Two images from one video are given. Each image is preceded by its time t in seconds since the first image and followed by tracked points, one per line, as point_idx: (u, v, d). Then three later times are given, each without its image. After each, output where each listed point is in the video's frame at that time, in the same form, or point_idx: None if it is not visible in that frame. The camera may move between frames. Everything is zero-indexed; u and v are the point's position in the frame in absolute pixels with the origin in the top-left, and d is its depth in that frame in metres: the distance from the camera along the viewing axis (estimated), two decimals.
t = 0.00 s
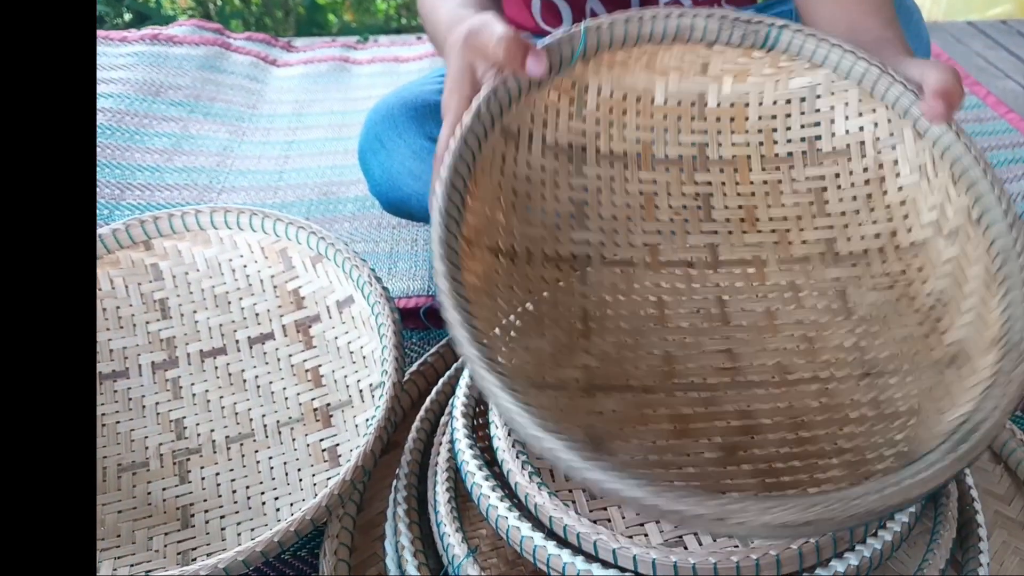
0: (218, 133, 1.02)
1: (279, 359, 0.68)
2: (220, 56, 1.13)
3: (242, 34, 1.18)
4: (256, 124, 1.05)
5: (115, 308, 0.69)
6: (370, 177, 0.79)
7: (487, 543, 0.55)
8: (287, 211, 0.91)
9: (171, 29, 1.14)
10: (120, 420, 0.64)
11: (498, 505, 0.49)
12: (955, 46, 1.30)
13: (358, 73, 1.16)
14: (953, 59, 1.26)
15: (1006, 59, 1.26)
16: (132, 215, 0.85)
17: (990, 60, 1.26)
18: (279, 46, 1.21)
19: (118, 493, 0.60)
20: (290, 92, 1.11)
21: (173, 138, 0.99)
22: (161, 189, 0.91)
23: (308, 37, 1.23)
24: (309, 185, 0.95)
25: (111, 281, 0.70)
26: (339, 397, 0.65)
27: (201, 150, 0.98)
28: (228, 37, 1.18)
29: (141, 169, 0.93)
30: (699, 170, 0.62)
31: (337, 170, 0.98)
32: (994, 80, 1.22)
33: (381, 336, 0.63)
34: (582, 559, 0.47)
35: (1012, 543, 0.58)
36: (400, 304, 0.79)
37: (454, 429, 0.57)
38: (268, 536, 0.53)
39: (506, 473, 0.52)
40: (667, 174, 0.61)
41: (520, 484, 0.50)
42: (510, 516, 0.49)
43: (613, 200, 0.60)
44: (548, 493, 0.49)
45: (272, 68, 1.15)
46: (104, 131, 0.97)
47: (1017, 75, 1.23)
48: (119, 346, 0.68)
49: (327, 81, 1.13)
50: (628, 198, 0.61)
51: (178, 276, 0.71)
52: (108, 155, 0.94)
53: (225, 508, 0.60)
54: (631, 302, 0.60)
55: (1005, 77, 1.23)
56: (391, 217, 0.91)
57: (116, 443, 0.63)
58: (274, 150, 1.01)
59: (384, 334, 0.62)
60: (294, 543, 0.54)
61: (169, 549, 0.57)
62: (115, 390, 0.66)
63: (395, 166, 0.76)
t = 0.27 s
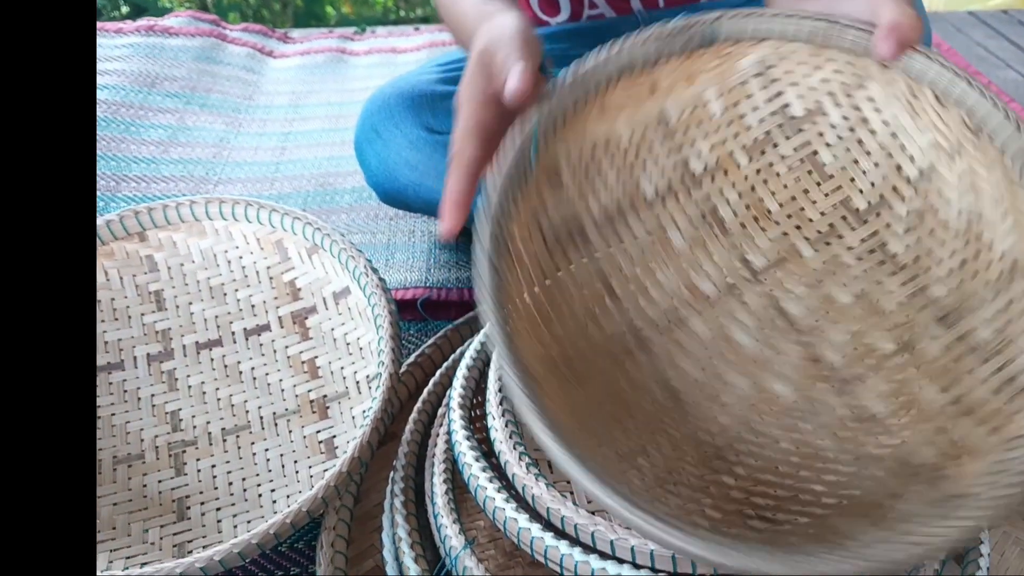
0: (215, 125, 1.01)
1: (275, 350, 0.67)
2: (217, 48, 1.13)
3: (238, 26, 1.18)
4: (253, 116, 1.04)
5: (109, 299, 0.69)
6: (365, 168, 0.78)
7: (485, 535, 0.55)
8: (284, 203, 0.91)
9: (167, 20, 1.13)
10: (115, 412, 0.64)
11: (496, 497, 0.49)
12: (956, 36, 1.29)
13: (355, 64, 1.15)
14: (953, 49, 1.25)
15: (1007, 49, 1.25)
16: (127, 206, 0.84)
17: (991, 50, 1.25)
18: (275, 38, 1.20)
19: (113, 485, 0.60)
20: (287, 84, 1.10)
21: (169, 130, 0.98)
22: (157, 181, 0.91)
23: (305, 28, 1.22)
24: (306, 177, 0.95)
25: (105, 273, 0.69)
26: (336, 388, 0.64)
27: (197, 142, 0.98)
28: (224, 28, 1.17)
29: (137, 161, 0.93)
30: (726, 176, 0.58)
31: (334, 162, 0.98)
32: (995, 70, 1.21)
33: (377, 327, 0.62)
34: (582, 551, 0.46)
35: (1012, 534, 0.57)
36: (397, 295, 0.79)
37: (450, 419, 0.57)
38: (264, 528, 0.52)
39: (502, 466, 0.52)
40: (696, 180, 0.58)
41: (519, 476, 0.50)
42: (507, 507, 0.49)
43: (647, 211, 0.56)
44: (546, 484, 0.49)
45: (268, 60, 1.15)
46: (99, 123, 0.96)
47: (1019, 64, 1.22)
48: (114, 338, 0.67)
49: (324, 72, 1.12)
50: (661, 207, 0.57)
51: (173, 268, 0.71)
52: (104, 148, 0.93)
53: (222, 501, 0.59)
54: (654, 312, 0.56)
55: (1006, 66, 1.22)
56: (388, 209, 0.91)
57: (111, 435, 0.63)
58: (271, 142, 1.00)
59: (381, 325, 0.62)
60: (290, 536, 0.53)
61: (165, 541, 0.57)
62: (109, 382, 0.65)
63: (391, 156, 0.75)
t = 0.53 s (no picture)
0: (212, 119, 1.00)
1: (272, 345, 0.67)
2: (213, 42, 1.12)
3: (235, 20, 1.17)
4: (250, 110, 1.04)
5: (106, 294, 0.69)
6: (362, 158, 0.78)
7: (484, 530, 0.54)
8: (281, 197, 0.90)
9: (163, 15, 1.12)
10: (112, 408, 0.64)
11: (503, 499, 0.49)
12: (957, 28, 1.28)
13: (353, 57, 1.14)
14: (954, 42, 1.25)
15: (1009, 41, 1.25)
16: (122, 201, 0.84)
17: (992, 42, 1.25)
18: (272, 32, 1.20)
19: (110, 481, 0.59)
20: (284, 77, 1.10)
21: (166, 124, 0.98)
22: (154, 176, 0.90)
23: (303, 22, 1.22)
24: (303, 171, 0.95)
25: (101, 268, 0.69)
26: (333, 383, 0.64)
27: (194, 136, 0.97)
28: (221, 22, 1.17)
29: (134, 156, 0.92)
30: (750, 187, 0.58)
31: (332, 156, 0.97)
32: (996, 63, 1.20)
33: (375, 322, 0.62)
34: (593, 551, 0.46)
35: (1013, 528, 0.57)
36: (396, 290, 0.78)
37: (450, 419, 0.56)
38: (261, 524, 0.52)
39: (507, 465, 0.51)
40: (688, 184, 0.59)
41: (526, 476, 0.49)
42: (515, 509, 0.48)
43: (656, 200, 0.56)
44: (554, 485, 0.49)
45: (266, 54, 1.14)
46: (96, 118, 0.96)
47: (1019, 57, 1.21)
48: (110, 334, 0.67)
49: (322, 67, 1.12)
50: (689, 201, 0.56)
51: (169, 262, 0.70)
52: (100, 143, 0.93)
53: (219, 496, 0.59)
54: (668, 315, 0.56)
55: (1007, 58, 1.21)
56: (386, 203, 0.90)
57: (108, 431, 0.62)
58: (268, 136, 1.00)
59: (378, 319, 0.61)
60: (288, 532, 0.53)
61: (162, 537, 0.57)
62: (106, 378, 0.65)
63: (388, 147, 0.75)
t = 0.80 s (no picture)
0: (209, 114, 1.00)
1: (269, 340, 0.66)
2: (210, 36, 1.12)
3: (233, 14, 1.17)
4: (247, 104, 1.03)
5: (101, 289, 0.68)
6: (361, 151, 0.78)
7: (481, 525, 0.54)
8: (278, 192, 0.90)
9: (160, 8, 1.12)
10: (108, 403, 0.63)
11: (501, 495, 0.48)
12: (957, 21, 1.28)
13: (351, 51, 1.14)
14: (954, 35, 1.24)
15: (1010, 34, 1.24)
16: (119, 194, 0.83)
17: (992, 35, 1.24)
18: (270, 25, 1.19)
19: (106, 477, 0.59)
20: (282, 71, 1.09)
21: (162, 119, 0.97)
22: (151, 170, 0.90)
23: (301, 15, 1.21)
24: (300, 165, 0.94)
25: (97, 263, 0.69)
26: (330, 378, 0.64)
27: (190, 131, 0.97)
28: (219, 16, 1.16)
29: (130, 150, 0.92)
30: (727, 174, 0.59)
31: (329, 150, 0.97)
32: (996, 56, 1.20)
33: (371, 316, 0.61)
34: (592, 547, 0.46)
35: (1015, 523, 0.57)
36: (391, 285, 0.78)
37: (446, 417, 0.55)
38: (258, 519, 0.52)
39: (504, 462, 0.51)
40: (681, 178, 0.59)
41: (523, 472, 0.49)
42: (512, 505, 0.48)
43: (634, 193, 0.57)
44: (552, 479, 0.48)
45: (263, 48, 1.13)
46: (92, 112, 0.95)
47: (1020, 50, 1.21)
48: (106, 329, 0.67)
49: (320, 61, 1.11)
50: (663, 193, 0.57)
51: (165, 257, 0.70)
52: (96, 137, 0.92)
53: (216, 492, 0.59)
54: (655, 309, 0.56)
55: (1007, 51, 1.21)
56: (384, 197, 0.90)
57: (104, 427, 0.62)
58: (265, 130, 0.99)
59: (375, 314, 0.61)
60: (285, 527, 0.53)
61: (158, 533, 0.56)
62: (102, 373, 0.65)
63: (386, 140, 0.74)
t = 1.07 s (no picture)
0: (206, 110, 1.00)
1: (266, 337, 0.66)
2: (208, 33, 1.11)
3: (230, 11, 1.17)
4: (245, 101, 1.03)
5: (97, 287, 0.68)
6: (359, 149, 0.77)
7: (479, 522, 0.54)
8: (276, 188, 0.90)
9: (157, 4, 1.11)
10: (104, 400, 0.63)
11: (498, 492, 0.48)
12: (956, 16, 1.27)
13: (348, 48, 1.13)
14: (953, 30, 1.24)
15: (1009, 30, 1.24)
16: (115, 191, 0.83)
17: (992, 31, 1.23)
18: (268, 22, 1.19)
19: (103, 475, 0.59)
20: (279, 68, 1.09)
21: (160, 115, 0.97)
22: (148, 167, 0.90)
23: (298, 12, 1.21)
24: (298, 162, 0.94)
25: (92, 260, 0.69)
26: (327, 374, 0.63)
27: (188, 128, 0.97)
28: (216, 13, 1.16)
29: (128, 147, 0.92)
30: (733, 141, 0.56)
31: (327, 147, 0.96)
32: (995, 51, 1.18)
33: (368, 313, 0.61)
34: (588, 543, 0.46)
35: (1014, 518, 0.57)
36: (391, 280, 0.78)
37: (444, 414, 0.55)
38: (254, 516, 0.52)
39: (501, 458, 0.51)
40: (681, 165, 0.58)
41: (519, 469, 0.49)
42: (509, 501, 0.48)
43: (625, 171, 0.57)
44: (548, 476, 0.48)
45: (260, 45, 1.13)
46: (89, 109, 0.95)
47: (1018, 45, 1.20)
48: (102, 326, 0.67)
49: (317, 57, 1.11)
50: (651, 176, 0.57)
51: (162, 254, 0.70)
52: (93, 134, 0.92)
53: (212, 489, 0.58)
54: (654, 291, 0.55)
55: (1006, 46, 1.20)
56: (382, 193, 0.89)
57: (100, 424, 0.62)
58: (263, 127, 0.99)
59: (372, 311, 0.61)
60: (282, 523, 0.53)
61: (155, 530, 0.56)
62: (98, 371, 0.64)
63: (383, 136, 0.74)
